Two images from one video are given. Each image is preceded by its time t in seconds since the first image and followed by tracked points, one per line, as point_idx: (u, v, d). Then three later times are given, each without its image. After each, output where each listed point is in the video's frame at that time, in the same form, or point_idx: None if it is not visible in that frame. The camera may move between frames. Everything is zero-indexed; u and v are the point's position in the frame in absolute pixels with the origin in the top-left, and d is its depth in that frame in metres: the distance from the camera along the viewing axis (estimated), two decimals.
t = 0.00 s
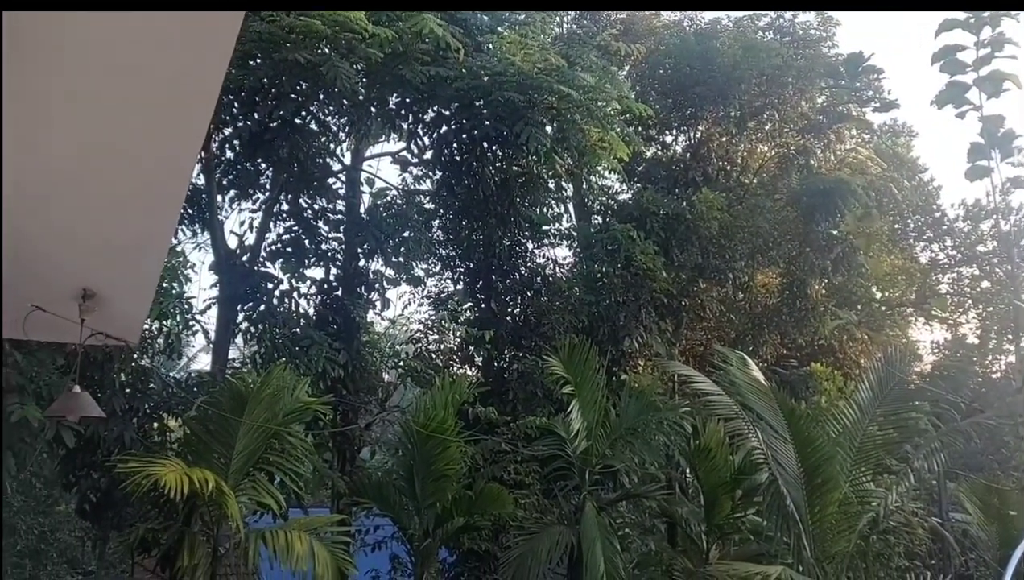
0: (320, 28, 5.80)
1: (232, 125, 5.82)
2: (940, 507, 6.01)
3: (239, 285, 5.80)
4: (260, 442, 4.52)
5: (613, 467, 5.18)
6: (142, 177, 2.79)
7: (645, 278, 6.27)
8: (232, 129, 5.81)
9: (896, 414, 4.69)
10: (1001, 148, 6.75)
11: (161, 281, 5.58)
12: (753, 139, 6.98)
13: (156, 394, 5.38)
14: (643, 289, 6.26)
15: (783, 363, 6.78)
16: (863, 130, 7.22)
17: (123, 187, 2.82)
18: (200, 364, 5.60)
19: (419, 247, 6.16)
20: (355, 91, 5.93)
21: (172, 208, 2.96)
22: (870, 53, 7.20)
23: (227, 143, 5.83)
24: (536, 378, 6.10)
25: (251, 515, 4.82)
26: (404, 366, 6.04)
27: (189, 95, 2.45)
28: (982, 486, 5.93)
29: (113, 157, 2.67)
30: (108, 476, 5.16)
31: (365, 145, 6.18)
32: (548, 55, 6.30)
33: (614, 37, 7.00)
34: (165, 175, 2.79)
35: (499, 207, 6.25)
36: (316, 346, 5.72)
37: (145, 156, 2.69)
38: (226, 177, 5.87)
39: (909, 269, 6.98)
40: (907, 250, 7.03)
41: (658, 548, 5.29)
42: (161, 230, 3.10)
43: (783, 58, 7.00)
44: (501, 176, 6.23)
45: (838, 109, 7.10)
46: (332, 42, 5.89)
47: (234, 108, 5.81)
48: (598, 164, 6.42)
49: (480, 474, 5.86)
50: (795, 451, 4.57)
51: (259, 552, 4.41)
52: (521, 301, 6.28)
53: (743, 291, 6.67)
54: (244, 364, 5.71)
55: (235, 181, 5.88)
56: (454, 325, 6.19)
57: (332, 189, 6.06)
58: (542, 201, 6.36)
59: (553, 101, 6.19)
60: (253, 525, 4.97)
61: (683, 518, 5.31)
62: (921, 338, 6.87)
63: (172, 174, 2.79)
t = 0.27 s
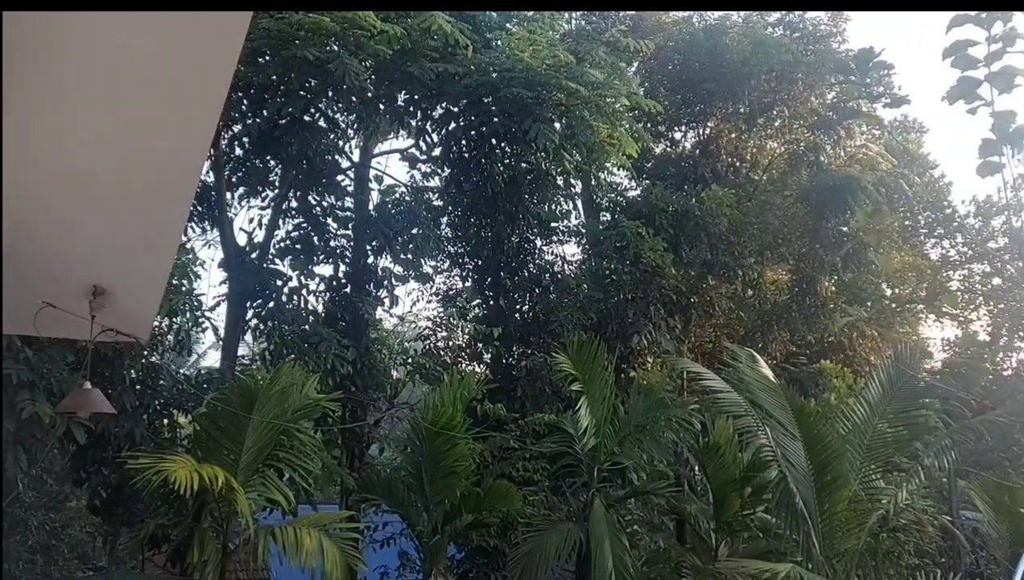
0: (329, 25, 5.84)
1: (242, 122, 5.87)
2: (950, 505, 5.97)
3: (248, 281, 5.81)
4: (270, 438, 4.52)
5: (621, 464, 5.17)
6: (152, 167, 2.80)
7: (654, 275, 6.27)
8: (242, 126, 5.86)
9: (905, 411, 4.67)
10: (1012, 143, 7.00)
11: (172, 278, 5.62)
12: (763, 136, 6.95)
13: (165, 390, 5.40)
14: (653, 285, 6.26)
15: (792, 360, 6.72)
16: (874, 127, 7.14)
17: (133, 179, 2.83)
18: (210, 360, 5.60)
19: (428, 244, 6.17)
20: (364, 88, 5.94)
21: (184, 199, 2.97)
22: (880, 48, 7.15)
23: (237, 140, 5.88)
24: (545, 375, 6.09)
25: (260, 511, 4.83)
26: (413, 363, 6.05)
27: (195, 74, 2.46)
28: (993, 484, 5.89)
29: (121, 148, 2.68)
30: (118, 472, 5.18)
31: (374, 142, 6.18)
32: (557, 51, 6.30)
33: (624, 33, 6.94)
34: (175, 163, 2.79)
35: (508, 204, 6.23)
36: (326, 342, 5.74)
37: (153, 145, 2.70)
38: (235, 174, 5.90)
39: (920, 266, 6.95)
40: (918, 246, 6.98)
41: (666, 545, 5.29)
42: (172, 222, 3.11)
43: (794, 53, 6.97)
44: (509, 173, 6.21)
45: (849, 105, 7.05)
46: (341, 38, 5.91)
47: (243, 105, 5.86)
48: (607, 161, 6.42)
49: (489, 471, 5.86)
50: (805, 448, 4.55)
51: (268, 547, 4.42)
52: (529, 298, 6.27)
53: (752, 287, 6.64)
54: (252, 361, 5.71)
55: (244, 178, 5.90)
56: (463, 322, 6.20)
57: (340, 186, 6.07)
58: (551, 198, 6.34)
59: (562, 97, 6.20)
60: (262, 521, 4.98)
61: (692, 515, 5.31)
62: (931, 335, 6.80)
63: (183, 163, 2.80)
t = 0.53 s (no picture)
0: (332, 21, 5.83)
1: (244, 119, 5.84)
2: (954, 502, 5.96)
3: (251, 279, 5.82)
4: (273, 435, 4.53)
5: (625, 462, 5.16)
6: (154, 166, 2.82)
7: (658, 272, 6.27)
8: (244, 123, 5.82)
9: (909, 409, 4.66)
10: (1018, 140, 6.98)
11: (174, 275, 5.60)
12: (768, 132, 6.97)
13: (169, 387, 5.42)
14: (656, 283, 6.25)
15: (795, 357, 6.74)
16: (878, 124, 7.12)
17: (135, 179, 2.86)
18: (214, 358, 5.62)
19: (431, 241, 6.15)
20: (367, 85, 5.93)
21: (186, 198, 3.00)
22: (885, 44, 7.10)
23: (240, 137, 5.85)
24: (548, 372, 6.10)
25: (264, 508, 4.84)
26: (416, 360, 6.05)
27: (197, 72, 2.49)
28: (997, 481, 5.88)
29: (123, 148, 2.70)
30: (122, 469, 5.20)
31: (377, 139, 6.17)
32: (560, 48, 6.27)
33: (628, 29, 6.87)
34: (176, 162, 2.82)
35: (511, 201, 6.21)
36: (329, 340, 5.73)
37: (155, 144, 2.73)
38: (238, 171, 5.88)
39: (924, 263, 6.95)
40: (922, 244, 6.98)
41: (670, 543, 5.31)
42: (174, 221, 3.13)
43: (799, 50, 6.90)
44: (512, 171, 6.19)
45: (853, 102, 7.02)
46: (343, 35, 5.89)
47: (246, 101, 5.83)
48: (611, 158, 6.40)
49: (492, 468, 5.86)
50: (808, 446, 4.55)
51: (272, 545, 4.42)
52: (533, 295, 6.26)
53: (756, 285, 6.63)
54: (256, 359, 5.71)
55: (247, 175, 5.89)
56: (466, 319, 6.21)
57: (344, 183, 6.07)
58: (554, 195, 6.32)
59: (565, 94, 6.17)
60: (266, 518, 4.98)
61: (695, 512, 5.33)
62: (935, 331, 6.85)
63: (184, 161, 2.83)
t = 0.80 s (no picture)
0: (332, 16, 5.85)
1: (245, 115, 5.83)
2: (955, 500, 5.95)
3: (252, 276, 5.81)
4: (274, 432, 4.54)
5: (627, 459, 5.17)
6: (154, 167, 2.83)
7: (659, 269, 6.26)
8: (245, 119, 5.82)
9: (909, 406, 4.67)
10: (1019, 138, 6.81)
11: (175, 272, 5.63)
12: (769, 129, 6.96)
13: (170, 384, 5.41)
14: (658, 280, 6.25)
15: (796, 355, 6.72)
16: (881, 121, 7.11)
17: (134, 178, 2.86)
18: (215, 355, 5.62)
19: (432, 238, 6.15)
20: (368, 82, 5.92)
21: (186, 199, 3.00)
22: (886, 42, 7.12)
23: (241, 133, 5.84)
24: (549, 369, 6.09)
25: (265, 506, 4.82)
26: (418, 357, 6.04)
27: (197, 70, 2.49)
28: (998, 479, 5.88)
29: (122, 146, 2.71)
30: (123, 466, 5.18)
31: (378, 136, 6.15)
32: (561, 45, 6.29)
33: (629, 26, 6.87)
34: (176, 161, 2.82)
35: (513, 198, 6.22)
36: (330, 337, 5.73)
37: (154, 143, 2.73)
38: (239, 168, 5.87)
39: (925, 261, 6.93)
40: (924, 242, 6.95)
41: (671, 539, 5.33)
42: (174, 222, 3.13)
43: (800, 47, 6.91)
44: (514, 168, 6.19)
45: (854, 100, 7.03)
46: (344, 32, 5.89)
47: (247, 98, 5.82)
48: (612, 155, 6.40)
49: (494, 465, 5.87)
50: (809, 443, 4.55)
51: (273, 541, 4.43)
52: (535, 293, 6.25)
53: (756, 282, 6.63)
54: (257, 356, 5.70)
55: (248, 172, 5.87)
56: (468, 317, 6.18)
57: (345, 180, 6.06)
58: (556, 192, 6.32)
59: (567, 92, 6.16)
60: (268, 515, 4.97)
61: (697, 509, 5.34)
62: (936, 329, 6.81)
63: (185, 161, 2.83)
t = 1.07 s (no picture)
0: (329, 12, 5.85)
1: (242, 111, 5.84)
2: (952, 497, 5.95)
3: (248, 272, 5.79)
4: (271, 428, 4.53)
5: (624, 456, 5.15)
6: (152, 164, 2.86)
7: (657, 267, 6.26)
8: (242, 115, 5.83)
9: (907, 404, 4.69)
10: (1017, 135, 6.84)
11: (171, 269, 5.61)
12: (767, 126, 6.92)
13: (166, 380, 5.40)
14: (655, 277, 6.25)
15: (794, 354, 6.67)
16: (878, 118, 7.10)
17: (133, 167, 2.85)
18: (211, 352, 5.58)
19: (430, 235, 6.13)
20: (365, 78, 5.92)
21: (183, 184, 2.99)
22: (884, 39, 7.07)
23: (237, 129, 5.84)
24: (547, 366, 6.09)
25: (261, 502, 4.83)
26: (415, 354, 6.03)
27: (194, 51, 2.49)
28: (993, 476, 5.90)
29: (121, 133, 2.69)
30: (119, 462, 5.17)
31: (376, 132, 6.12)
32: (559, 41, 6.28)
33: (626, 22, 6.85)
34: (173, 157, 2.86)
35: (510, 195, 6.20)
36: (327, 334, 5.74)
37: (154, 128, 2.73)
38: (235, 164, 5.87)
39: (922, 258, 6.89)
40: (920, 238, 6.90)
41: (668, 536, 5.28)
42: (170, 218, 3.16)
43: (798, 44, 6.93)
44: (511, 165, 6.18)
45: (851, 97, 7.00)
46: (341, 28, 5.92)
47: (243, 94, 5.84)
48: (610, 152, 6.39)
49: (491, 463, 5.86)
50: (806, 440, 4.54)
51: (270, 538, 4.42)
52: (532, 290, 6.24)
53: (754, 279, 6.62)
54: (254, 352, 5.69)
55: (245, 168, 5.87)
56: (465, 313, 6.19)
57: (342, 176, 6.02)
58: (554, 189, 6.31)
59: (564, 88, 6.19)
60: (265, 512, 4.97)
61: (694, 506, 5.26)
62: (933, 327, 6.75)
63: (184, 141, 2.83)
